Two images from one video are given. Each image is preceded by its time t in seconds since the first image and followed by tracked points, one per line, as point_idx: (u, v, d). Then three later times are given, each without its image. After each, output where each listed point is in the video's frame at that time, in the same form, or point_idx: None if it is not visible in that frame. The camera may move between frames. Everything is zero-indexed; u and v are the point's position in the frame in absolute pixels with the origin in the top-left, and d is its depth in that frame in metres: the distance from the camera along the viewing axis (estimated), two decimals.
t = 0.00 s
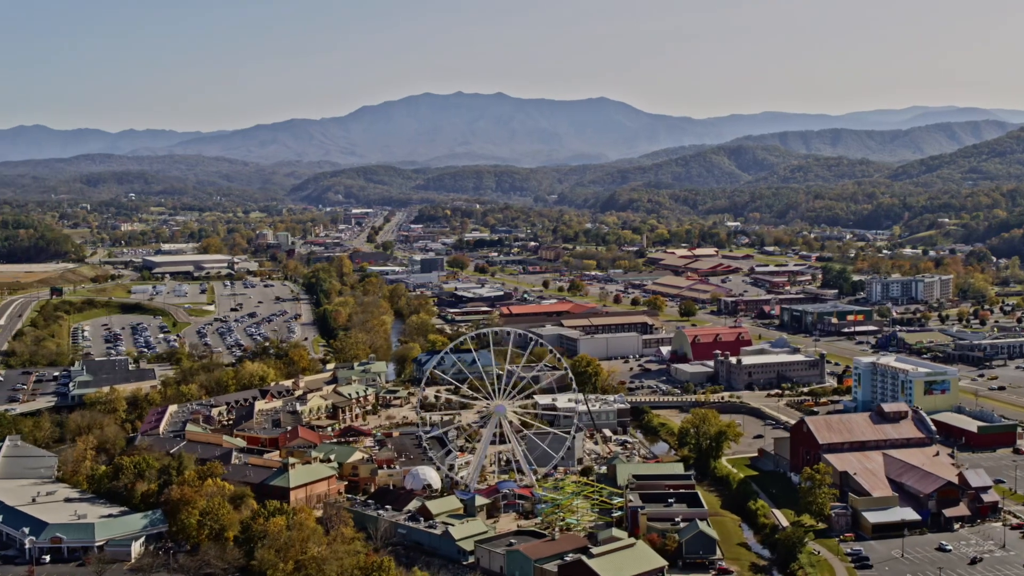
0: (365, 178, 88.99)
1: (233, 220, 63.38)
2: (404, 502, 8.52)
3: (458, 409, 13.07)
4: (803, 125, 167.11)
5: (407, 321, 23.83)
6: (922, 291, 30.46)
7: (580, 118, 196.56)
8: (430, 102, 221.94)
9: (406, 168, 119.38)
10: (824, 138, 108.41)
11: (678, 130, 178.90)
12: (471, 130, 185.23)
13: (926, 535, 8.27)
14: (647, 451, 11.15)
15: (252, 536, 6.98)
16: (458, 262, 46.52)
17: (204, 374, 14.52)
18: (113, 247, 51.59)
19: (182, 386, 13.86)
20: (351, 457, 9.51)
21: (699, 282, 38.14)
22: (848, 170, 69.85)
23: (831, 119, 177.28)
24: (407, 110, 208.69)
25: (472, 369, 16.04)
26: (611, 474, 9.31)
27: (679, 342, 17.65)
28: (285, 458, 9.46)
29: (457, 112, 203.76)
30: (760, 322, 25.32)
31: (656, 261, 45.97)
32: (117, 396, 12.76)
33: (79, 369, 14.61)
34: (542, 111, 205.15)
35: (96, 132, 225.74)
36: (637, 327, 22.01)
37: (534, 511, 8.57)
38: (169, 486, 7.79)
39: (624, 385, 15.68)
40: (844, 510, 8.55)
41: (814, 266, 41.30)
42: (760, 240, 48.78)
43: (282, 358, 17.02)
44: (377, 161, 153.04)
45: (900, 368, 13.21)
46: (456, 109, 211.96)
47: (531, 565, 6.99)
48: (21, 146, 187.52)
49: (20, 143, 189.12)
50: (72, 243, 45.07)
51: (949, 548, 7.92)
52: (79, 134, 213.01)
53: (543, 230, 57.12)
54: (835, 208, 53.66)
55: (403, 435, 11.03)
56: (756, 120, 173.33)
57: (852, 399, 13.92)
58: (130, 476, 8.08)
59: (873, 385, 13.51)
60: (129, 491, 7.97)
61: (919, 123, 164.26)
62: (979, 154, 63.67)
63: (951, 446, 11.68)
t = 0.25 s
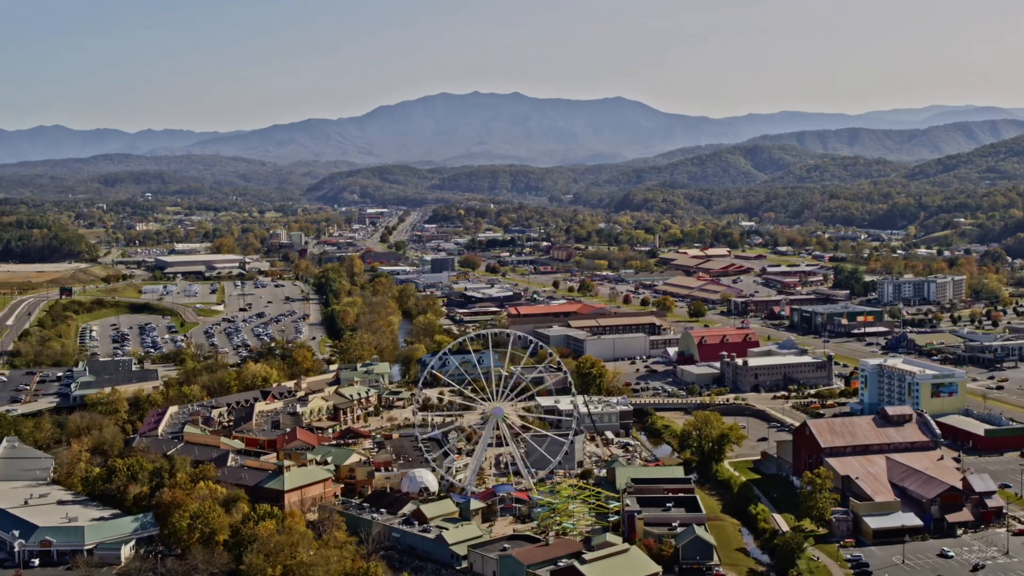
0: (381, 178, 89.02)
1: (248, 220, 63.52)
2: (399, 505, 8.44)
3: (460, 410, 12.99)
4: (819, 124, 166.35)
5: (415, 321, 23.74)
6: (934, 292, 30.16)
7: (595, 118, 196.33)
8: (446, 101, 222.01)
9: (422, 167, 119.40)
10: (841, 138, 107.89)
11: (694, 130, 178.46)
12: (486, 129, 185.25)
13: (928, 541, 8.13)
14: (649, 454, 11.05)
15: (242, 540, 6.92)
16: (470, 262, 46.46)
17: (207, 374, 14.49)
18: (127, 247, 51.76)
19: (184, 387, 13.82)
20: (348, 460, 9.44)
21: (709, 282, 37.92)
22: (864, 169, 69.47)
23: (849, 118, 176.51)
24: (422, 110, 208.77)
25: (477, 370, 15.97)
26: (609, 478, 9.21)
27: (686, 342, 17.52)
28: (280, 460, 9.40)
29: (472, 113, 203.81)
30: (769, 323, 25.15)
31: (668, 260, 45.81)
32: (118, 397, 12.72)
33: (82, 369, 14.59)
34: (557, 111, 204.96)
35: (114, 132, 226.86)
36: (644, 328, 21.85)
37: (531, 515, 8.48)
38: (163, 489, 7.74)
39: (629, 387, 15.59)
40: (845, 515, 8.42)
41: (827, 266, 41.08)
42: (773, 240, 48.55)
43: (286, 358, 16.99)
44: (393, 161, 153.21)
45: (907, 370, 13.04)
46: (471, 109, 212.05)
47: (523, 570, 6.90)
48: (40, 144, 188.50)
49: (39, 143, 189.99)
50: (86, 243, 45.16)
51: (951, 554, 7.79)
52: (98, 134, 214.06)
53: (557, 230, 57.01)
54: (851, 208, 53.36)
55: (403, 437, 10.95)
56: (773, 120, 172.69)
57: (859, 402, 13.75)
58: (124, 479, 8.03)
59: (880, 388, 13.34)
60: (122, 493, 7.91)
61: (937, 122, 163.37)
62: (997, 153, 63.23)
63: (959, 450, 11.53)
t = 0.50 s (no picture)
0: (396, 177, 89.03)
1: (262, 220, 63.59)
2: (393, 508, 8.37)
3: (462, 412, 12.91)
4: (836, 124, 165.53)
5: (422, 321, 23.67)
6: (946, 293, 29.81)
7: (610, 118, 196.01)
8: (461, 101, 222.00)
9: (437, 167, 119.37)
10: (857, 137, 107.31)
11: (709, 130, 177.95)
12: (501, 129, 185.16)
13: (929, 547, 8.02)
14: (650, 456, 10.94)
15: (231, 543, 6.85)
16: (481, 262, 46.38)
17: (208, 375, 14.44)
18: (140, 246, 51.90)
19: (185, 388, 13.78)
20: (344, 462, 9.37)
21: (719, 282, 37.71)
22: (880, 169, 69.07)
23: (866, 118, 175.67)
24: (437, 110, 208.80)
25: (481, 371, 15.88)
26: (607, 481, 9.13)
27: (692, 343, 17.39)
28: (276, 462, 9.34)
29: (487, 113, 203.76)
30: (779, 324, 24.97)
31: (680, 260, 45.63)
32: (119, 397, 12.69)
33: (84, 370, 14.57)
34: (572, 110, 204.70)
35: (132, 132, 227.81)
36: (652, 328, 21.72)
37: (526, 518, 8.38)
38: (154, 492, 7.68)
39: (634, 388, 15.46)
40: (845, 521, 8.30)
41: (840, 266, 40.83)
42: (786, 240, 48.30)
43: (290, 359, 16.95)
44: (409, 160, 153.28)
45: (913, 372, 12.87)
46: (487, 109, 212.07)
47: None
48: (57, 144, 189.41)
49: (57, 142, 191.02)
50: (99, 242, 45.25)
51: (952, 561, 7.68)
52: (115, 134, 214.94)
53: (570, 229, 56.87)
54: (866, 208, 53.01)
55: (402, 439, 10.88)
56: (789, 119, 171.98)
57: (865, 404, 13.58)
58: (115, 482, 7.98)
59: (886, 390, 13.16)
60: (113, 496, 7.86)
61: (954, 121, 162.38)
62: (1014, 152, 62.74)
63: (965, 453, 11.40)
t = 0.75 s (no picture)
0: (411, 177, 89.03)
1: (275, 220, 63.68)
2: (387, 511, 8.28)
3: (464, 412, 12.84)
4: (852, 123, 164.69)
5: (428, 322, 23.59)
6: (958, 294, 29.50)
7: (624, 118, 195.64)
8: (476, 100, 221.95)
9: (453, 167, 119.41)
10: (874, 137, 106.73)
11: (724, 130, 177.43)
12: (515, 129, 185.02)
13: (930, 553, 7.89)
14: (651, 459, 10.84)
15: (219, 547, 6.78)
16: (491, 262, 46.29)
17: (210, 375, 14.40)
18: (153, 246, 52.01)
19: (186, 388, 13.75)
20: (340, 464, 9.29)
21: (729, 282, 37.50)
22: (896, 169, 68.65)
23: (882, 117, 174.80)
24: (451, 109, 208.78)
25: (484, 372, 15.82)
26: (605, 485, 9.02)
27: (697, 345, 17.27)
28: (271, 464, 9.27)
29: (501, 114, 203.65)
30: (787, 325, 24.78)
31: (691, 260, 45.44)
32: (119, 398, 12.65)
33: (85, 370, 14.55)
34: (587, 110, 204.35)
35: (150, 131, 228.85)
36: (659, 329, 21.58)
37: (521, 522, 8.29)
38: (144, 494, 7.62)
39: (638, 390, 15.35)
40: (843, 526, 8.18)
41: (852, 266, 40.58)
42: (799, 240, 48.05)
43: (292, 359, 16.94)
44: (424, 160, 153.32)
45: (919, 374, 12.75)
46: (501, 109, 211.98)
47: None
48: (74, 143, 190.41)
49: (74, 142, 192.05)
50: (111, 242, 45.35)
51: (952, 567, 7.54)
52: (133, 134, 215.92)
53: (582, 229, 56.73)
54: (880, 207, 52.67)
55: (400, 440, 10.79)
56: (805, 118, 171.25)
57: (871, 406, 13.46)
58: (106, 484, 7.93)
59: (892, 393, 13.03)
60: (104, 499, 7.79)
61: (972, 121, 161.39)
62: None
63: (970, 457, 11.25)
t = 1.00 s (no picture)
0: (425, 177, 89.01)
1: (287, 219, 63.72)
2: (381, 514, 8.22)
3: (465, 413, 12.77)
4: (867, 122, 163.87)
5: (435, 322, 23.51)
6: (969, 294, 29.25)
7: (638, 118, 195.25)
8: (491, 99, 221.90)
9: (466, 166, 119.30)
10: (889, 136, 106.18)
11: (738, 130, 176.88)
12: (529, 129, 184.90)
13: (930, 559, 7.78)
14: (651, 461, 10.75)
15: (208, 550, 6.72)
16: (501, 262, 46.21)
17: (212, 376, 14.36)
18: (165, 246, 52.10)
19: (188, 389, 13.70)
20: (336, 466, 9.23)
21: (739, 282, 37.30)
22: (911, 168, 68.25)
23: (898, 117, 173.93)
24: (465, 108, 208.80)
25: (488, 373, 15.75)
26: (602, 488, 8.94)
27: (703, 346, 17.14)
28: (267, 467, 9.22)
29: (515, 114, 203.55)
30: (795, 326, 24.62)
31: (702, 260, 45.26)
32: (119, 399, 12.61)
33: (87, 371, 14.52)
34: (601, 110, 204.02)
35: (165, 131, 229.68)
36: (665, 330, 21.45)
37: (516, 526, 8.21)
38: (135, 497, 7.56)
39: (642, 392, 15.26)
40: (843, 531, 8.08)
41: (864, 266, 40.34)
42: (811, 240, 47.81)
43: (295, 360, 16.90)
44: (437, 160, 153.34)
45: (925, 376, 12.60)
46: (515, 108, 211.80)
47: None
48: (89, 143, 191.33)
49: (90, 142, 192.98)
50: (123, 242, 45.44)
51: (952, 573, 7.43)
52: (149, 134, 216.84)
53: (594, 229, 56.59)
54: (894, 207, 52.35)
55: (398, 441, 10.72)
56: (820, 118, 170.54)
57: (877, 408, 13.33)
58: (99, 487, 7.88)
59: (898, 395, 12.89)
60: (97, 501, 7.74)
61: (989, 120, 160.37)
62: None
63: (975, 460, 11.12)
